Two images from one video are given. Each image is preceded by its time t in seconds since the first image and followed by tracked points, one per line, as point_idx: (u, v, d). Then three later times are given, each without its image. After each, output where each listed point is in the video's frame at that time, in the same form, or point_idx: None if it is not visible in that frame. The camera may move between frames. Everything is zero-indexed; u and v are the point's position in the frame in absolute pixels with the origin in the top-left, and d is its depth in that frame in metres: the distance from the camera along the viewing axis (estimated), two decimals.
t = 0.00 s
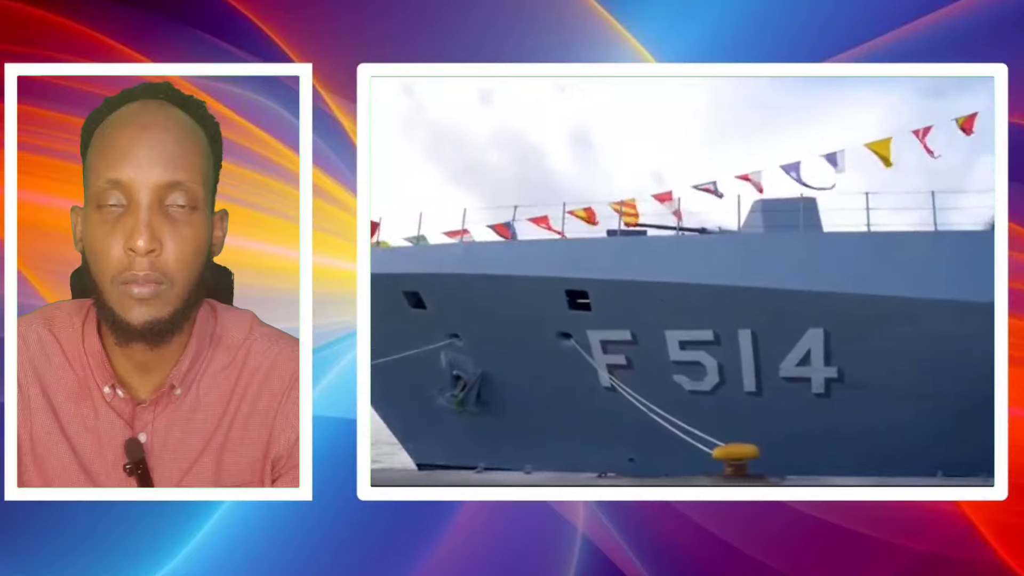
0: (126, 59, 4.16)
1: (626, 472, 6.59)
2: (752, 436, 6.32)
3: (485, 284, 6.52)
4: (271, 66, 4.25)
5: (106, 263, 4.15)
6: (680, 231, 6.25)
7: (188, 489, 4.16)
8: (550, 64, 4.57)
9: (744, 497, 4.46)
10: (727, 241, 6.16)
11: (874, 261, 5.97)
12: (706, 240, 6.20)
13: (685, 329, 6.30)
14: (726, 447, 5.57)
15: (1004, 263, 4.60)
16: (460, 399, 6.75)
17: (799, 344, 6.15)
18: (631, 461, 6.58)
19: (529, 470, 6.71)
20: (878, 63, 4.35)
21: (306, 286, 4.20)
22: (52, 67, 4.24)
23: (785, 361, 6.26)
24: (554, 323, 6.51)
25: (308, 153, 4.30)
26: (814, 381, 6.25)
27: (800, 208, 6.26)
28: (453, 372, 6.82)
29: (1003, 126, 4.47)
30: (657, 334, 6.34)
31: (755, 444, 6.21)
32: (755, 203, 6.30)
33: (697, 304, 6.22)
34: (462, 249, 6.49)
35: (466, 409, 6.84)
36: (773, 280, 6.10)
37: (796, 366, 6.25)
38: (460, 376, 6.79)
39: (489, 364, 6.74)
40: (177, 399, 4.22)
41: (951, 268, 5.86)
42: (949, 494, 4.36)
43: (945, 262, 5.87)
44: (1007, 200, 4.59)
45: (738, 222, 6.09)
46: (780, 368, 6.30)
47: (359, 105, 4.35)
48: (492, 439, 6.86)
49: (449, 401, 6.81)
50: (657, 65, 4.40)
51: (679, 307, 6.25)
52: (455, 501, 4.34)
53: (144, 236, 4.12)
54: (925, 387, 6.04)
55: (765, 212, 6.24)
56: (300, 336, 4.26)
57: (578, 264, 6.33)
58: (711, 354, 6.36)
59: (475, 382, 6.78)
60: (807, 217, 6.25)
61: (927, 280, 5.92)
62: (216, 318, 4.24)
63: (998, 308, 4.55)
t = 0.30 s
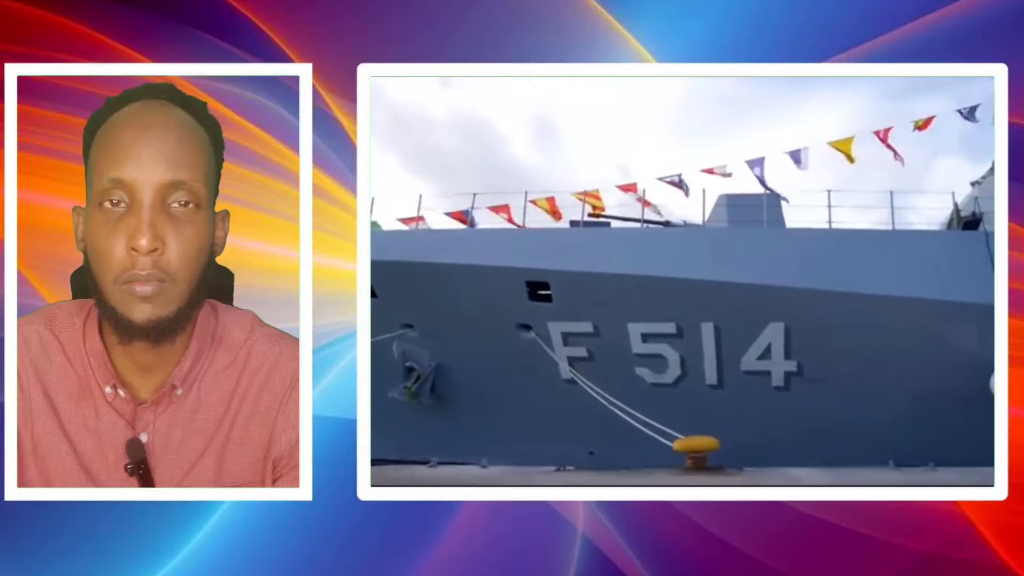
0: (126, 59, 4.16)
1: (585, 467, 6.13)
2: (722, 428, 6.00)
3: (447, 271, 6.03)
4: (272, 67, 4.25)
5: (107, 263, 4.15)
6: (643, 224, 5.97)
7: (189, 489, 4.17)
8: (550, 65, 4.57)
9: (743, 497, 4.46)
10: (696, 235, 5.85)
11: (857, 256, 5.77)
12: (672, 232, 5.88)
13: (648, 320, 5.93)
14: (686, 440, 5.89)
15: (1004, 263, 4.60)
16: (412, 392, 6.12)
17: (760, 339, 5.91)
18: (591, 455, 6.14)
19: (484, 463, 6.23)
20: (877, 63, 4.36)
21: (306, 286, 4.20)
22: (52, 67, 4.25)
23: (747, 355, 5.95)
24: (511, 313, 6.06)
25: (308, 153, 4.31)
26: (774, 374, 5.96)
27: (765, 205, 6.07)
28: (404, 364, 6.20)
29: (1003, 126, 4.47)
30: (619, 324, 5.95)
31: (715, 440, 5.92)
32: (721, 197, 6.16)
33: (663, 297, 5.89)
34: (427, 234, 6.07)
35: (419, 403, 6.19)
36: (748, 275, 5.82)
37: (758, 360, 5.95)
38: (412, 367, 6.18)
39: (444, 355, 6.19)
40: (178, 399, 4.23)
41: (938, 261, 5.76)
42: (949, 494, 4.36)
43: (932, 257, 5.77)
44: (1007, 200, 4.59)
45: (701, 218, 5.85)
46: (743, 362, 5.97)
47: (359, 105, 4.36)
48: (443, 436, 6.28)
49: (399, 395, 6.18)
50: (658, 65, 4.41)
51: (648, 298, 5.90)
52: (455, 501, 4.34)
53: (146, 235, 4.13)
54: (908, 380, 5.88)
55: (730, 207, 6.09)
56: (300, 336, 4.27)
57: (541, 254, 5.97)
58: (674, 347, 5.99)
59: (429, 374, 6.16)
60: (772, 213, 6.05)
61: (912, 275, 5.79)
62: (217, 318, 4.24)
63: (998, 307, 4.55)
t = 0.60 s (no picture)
0: (126, 59, 4.16)
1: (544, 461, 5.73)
2: (697, 423, 5.67)
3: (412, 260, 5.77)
4: (272, 67, 4.25)
5: (108, 263, 4.15)
6: (609, 214, 5.74)
7: (189, 489, 4.17)
8: (549, 64, 4.56)
9: (744, 498, 4.46)
10: (666, 228, 5.70)
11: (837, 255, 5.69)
12: (640, 226, 5.71)
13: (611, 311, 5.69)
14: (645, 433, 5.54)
15: (1004, 262, 4.60)
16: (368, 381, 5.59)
17: (726, 332, 5.68)
18: (551, 448, 5.73)
19: (441, 458, 5.76)
20: (877, 64, 4.36)
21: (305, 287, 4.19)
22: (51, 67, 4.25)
23: (712, 348, 5.70)
24: (469, 302, 5.76)
25: (308, 153, 4.31)
26: (737, 367, 5.70)
27: (732, 199, 5.74)
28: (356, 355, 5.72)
29: (1004, 126, 4.47)
30: (581, 315, 5.70)
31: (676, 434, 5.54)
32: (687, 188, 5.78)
33: (631, 288, 5.68)
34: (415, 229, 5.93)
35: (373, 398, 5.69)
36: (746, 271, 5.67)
37: (723, 353, 5.69)
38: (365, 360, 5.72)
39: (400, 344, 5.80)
40: (178, 399, 4.23)
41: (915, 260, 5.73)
42: (949, 494, 4.36)
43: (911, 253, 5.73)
44: (1007, 199, 4.59)
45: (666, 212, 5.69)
46: (707, 355, 5.69)
47: (359, 105, 4.36)
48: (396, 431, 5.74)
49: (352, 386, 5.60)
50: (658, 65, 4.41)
51: (614, 288, 5.68)
52: (455, 501, 4.34)
53: (146, 235, 4.14)
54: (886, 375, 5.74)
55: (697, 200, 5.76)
56: (300, 336, 4.25)
57: (510, 246, 5.75)
58: (638, 340, 5.73)
59: (384, 365, 5.74)
60: (738, 209, 5.74)
61: (893, 275, 5.74)
62: (217, 318, 4.24)
63: (998, 307, 4.55)
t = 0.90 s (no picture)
0: (126, 58, 4.15)
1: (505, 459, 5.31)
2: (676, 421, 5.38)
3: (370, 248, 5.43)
4: (272, 67, 4.25)
5: (105, 263, 4.15)
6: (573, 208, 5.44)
7: (188, 489, 4.16)
8: (549, 63, 4.55)
9: (744, 498, 4.45)
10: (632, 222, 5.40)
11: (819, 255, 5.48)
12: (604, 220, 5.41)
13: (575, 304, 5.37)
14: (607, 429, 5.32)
15: (1004, 262, 4.59)
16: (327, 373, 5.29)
17: (690, 326, 5.38)
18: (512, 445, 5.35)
19: (393, 459, 5.28)
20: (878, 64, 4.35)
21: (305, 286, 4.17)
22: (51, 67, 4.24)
23: (675, 343, 5.41)
24: (426, 294, 5.41)
25: (308, 153, 4.30)
26: (702, 362, 5.42)
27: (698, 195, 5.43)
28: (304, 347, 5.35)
29: (1004, 125, 4.46)
30: (543, 308, 5.38)
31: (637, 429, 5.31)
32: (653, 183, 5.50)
33: (598, 285, 5.39)
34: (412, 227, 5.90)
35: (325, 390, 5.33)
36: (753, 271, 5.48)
37: (688, 348, 5.40)
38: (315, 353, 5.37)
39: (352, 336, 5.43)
40: (177, 399, 4.22)
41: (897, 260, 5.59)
42: (949, 494, 4.34)
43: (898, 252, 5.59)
44: (1007, 199, 4.58)
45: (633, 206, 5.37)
46: (670, 350, 5.40)
47: (360, 105, 4.35)
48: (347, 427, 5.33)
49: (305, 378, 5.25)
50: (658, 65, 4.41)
51: (577, 280, 5.38)
52: (455, 501, 4.33)
53: (143, 236, 4.13)
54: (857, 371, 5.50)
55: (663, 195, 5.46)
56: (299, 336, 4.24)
57: (477, 237, 5.40)
58: (602, 334, 5.40)
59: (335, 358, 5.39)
60: (704, 204, 5.40)
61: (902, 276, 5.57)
62: (216, 317, 4.23)
63: (998, 307, 4.55)
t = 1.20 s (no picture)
0: (126, 59, 4.13)
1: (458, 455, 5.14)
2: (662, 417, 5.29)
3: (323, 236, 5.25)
4: (271, 67, 4.23)
5: (101, 264, 4.14)
6: (538, 200, 5.28)
7: (187, 489, 4.15)
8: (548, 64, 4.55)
9: (744, 497, 4.42)
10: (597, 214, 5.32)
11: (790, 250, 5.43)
12: (567, 212, 5.31)
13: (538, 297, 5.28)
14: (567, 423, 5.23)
15: (1004, 263, 4.58)
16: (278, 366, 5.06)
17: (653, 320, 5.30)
18: (468, 440, 5.17)
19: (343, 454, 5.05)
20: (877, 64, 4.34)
21: (306, 286, 4.15)
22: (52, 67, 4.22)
23: (639, 336, 5.30)
24: (382, 285, 5.26)
25: (308, 152, 4.29)
26: (665, 357, 5.30)
27: (665, 189, 5.34)
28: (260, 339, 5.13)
29: (1004, 125, 4.45)
30: (506, 301, 5.27)
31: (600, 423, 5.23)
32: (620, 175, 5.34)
33: (564, 278, 5.30)
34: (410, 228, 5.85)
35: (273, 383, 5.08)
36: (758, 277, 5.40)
37: (651, 342, 5.30)
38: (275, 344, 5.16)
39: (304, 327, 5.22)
40: (175, 399, 4.21)
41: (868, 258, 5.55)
42: (949, 494, 4.32)
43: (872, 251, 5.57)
44: (1007, 199, 4.57)
45: (599, 200, 5.31)
46: (634, 344, 5.29)
47: (360, 104, 4.34)
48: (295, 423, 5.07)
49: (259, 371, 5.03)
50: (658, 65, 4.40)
51: (541, 275, 5.29)
52: (455, 501, 4.31)
53: (139, 236, 4.12)
54: (822, 367, 5.39)
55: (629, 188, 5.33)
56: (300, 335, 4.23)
57: (442, 228, 5.27)
58: (565, 329, 5.29)
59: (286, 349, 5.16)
60: (671, 199, 5.34)
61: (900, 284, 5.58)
62: (214, 316, 4.21)
63: (998, 307, 4.53)
